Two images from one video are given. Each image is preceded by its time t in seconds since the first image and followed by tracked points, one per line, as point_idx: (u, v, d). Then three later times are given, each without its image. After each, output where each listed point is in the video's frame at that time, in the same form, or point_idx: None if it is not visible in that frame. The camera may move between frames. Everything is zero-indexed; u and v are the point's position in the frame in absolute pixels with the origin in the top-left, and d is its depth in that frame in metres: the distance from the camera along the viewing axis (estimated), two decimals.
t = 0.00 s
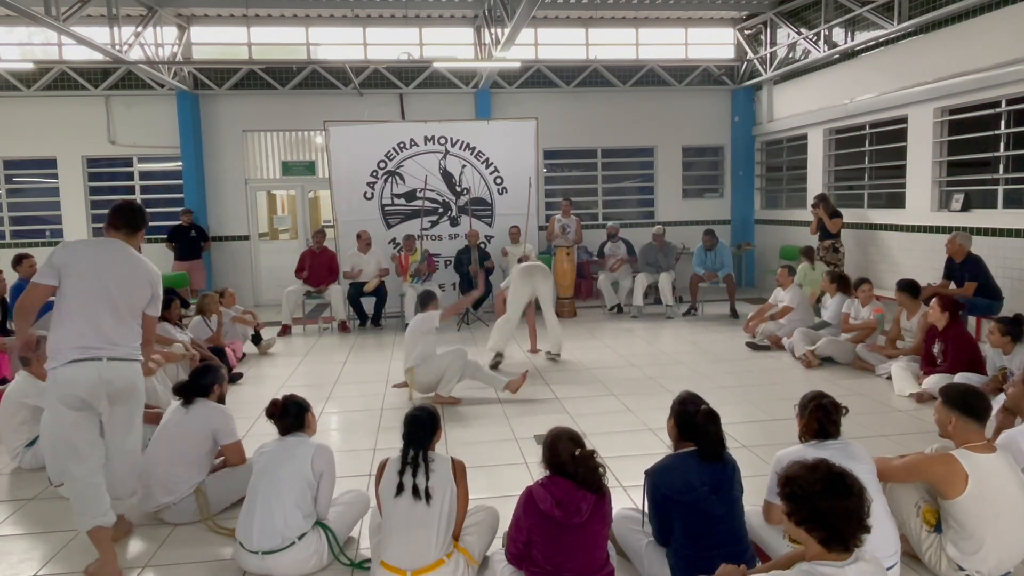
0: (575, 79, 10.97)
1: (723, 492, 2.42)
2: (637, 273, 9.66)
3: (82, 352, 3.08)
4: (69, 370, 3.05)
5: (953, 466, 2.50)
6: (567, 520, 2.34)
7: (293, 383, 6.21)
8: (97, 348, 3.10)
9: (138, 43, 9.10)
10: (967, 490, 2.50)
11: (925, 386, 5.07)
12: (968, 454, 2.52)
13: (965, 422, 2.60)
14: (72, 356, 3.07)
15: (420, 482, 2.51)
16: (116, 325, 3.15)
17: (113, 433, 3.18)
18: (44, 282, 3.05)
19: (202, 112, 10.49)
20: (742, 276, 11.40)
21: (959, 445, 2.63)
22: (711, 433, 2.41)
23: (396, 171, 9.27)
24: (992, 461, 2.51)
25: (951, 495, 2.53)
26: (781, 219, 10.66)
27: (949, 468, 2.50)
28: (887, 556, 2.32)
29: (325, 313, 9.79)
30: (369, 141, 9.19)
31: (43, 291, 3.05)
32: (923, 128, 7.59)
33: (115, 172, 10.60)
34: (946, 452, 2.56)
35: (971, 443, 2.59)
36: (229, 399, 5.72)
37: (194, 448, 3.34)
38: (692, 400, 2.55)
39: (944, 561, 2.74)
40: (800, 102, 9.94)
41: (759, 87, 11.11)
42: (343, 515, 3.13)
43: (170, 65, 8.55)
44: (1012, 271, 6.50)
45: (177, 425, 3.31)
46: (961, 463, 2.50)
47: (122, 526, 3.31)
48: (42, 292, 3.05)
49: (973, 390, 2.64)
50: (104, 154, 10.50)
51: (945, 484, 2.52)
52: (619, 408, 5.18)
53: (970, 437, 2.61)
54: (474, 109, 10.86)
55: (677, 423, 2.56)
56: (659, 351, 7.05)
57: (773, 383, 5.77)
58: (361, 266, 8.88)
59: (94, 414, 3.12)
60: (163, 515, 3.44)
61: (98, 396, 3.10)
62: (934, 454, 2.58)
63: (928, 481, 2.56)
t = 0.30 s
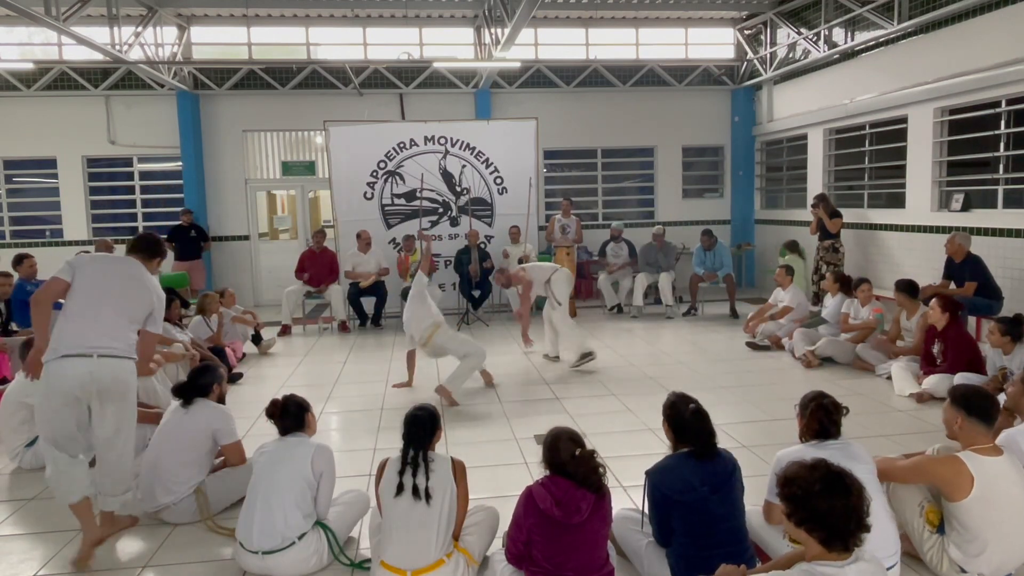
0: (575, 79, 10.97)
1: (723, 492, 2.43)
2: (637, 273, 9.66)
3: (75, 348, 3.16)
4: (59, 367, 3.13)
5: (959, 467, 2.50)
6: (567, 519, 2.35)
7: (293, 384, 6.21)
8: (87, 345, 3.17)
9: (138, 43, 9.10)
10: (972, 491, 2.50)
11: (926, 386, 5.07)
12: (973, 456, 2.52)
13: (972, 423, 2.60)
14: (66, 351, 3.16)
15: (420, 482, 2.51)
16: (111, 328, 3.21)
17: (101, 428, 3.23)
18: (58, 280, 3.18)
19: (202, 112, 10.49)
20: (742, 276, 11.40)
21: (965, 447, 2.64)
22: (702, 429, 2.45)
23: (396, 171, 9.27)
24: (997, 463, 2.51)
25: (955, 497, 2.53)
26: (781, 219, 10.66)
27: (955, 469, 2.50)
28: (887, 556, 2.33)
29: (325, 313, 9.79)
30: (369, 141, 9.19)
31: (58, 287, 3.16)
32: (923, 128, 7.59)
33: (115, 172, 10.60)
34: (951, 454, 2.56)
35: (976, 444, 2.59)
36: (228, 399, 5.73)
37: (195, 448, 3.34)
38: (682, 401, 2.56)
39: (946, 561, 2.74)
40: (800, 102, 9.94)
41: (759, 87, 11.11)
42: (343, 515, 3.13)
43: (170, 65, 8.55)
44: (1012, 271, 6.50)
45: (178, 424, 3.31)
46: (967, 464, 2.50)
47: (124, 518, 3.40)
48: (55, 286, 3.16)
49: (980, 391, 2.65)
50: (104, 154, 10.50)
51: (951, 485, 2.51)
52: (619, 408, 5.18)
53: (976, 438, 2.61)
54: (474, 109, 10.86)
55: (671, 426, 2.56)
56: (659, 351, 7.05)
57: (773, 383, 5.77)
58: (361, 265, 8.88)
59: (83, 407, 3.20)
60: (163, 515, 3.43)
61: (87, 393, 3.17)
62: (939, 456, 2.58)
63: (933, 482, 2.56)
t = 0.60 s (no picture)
0: (575, 79, 10.97)
1: (727, 492, 2.42)
2: (637, 273, 9.66)
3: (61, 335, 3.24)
4: (45, 351, 3.24)
5: (961, 467, 2.50)
6: (566, 519, 2.35)
7: (293, 383, 6.21)
8: (69, 334, 3.23)
9: (138, 43, 9.10)
10: (972, 491, 2.50)
11: (925, 386, 5.07)
12: (974, 456, 2.52)
13: (972, 421, 2.59)
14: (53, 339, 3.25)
15: (419, 482, 2.51)
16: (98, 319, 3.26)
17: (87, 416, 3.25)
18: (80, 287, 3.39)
19: (202, 112, 10.49)
20: (742, 276, 11.40)
21: (968, 446, 2.63)
22: (706, 429, 2.43)
23: (396, 171, 9.27)
24: (998, 463, 2.51)
25: (957, 496, 2.53)
26: (781, 219, 10.66)
27: (956, 469, 2.50)
28: (887, 556, 2.33)
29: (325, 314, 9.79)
30: (368, 141, 9.19)
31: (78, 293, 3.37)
32: (922, 128, 7.59)
33: (115, 172, 10.60)
34: (953, 454, 2.56)
35: (977, 444, 2.59)
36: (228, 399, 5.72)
37: (195, 448, 3.33)
38: (692, 400, 2.56)
39: (946, 561, 2.74)
40: (800, 102, 9.94)
41: (759, 87, 11.11)
42: (343, 515, 3.13)
43: (170, 65, 8.54)
44: (1012, 271, 6.50)
45: (178, 423, 3.31)
46: (968, 464, 2.50)
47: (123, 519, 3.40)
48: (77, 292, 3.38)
49: (980, 390, 2.63)
50: (104, 154, 10.50)
51: (952, 486, 2.51)
52: (619, 408, 5.19)
53: (977, 438, 2.61)
54: (474, 109, 10.86)
55: (680, 426, 2.55)
56: (659, 351, 7.05)
57: (773, 383, 5.77)
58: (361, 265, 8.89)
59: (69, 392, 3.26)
60: (163, 515, 3.43)
61: (68, 378, 3.22)
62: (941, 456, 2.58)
63: (934, 481, 2.55)
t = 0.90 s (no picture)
0: (575, 79, 10.97)
1: (729, 491, 2.42)
2: (637, 273, 9.66)
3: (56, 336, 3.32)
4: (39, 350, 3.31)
5: (957, 466, 2.50)
6: (566, 519, 2.35)
7: (293, 383, 6.21)
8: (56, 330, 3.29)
9: (138, 43, 9.10)
10: (970, 490, 2.50)
11: (925, 386, 5.08)
12: (973, 455, 2.52)
13: (965, 421, 2.61)
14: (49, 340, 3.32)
15: (420, 482, 2.51)
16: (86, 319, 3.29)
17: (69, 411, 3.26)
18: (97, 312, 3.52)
19: (202, 112, 10.49)
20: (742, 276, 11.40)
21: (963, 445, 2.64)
22: (718, 431, 2.42)
23: (396, 171, 9.27)
24: (997, 463, 2.51)
25: (954, 496, 2.53)
26: (781, 219, 10.66)
27: (953, 468, 2.50)
28: (887, 556, 2.33)
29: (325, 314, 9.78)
30: (368, 141, 9.19)
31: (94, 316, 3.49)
32: (922, 128, 7.59)
33: (115, 172, 10.60)
34: (950, 453, 2.56)
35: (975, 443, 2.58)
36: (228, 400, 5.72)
37: (196, 449, 3.33)
38: (705, 399, 2.53)
39: (946, 561, 2.73)
40: (800, 102, 9.94)
41: (759, 87, 11.10)
42: (342, 515, 3.13)
43: (170, 65, 8.54)
44: (1012, 271, 6.50)
45: (181, 422, 3.31)
46: (965, 463, 2.50)
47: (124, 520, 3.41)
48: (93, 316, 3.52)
49: (972, 390, 2.66)
50: (104, 154, 10.50)
51: (949, 485, 2.52)
52: (619, 408, 5.19)
53: (975, 437, 2.60)
54: (474, 109, 10.86)
55: (690, 424, 2.53)
56: (659, 351, 7.05)
57: (772, 382, 5.77)
58: (361, 265, 8.90)
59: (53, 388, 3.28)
60: (163, 515, 3.43)
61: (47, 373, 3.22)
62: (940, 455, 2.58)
63: (932, 481, 2.56)
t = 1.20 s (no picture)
0: (575, 79, 10.97)
1: (730, 491, 2.42)
2: (637, 273, 9.66)
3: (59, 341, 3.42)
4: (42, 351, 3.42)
5: (957, 466, 2.50)
6: (566, 519, 2.35)
7: (293, 383, 6.21)
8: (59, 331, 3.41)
9: (138, 43, 9.10)
10: (969, 490, 2.50)
11: (925, 386, 5.08)
12: (973, 455, 2.52)
13: (965, 421, 2.60)
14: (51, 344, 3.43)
15: (420, 482, 2.51)
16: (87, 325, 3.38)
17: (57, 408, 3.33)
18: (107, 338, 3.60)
19: (202, 112, 10.49)
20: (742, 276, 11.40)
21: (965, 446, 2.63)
22: (724, 433, 2.39)
23: (396, 171, 9.27)
24: (998, 463, 2.51)
25: (954, 495, 2.54)
26: (781, 219, 10.66)
27: (953, 468, 2.50)
28: (887, 556, 2.33)
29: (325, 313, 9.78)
30: (368, 141, 9.19)
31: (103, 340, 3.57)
32: (922, 128, 7.59)
33: (115, 172, 10.60)
34: (950, 453, 2.56)
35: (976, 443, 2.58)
36: (227, 400, 5.72)
37: (196, 449, 3.33)
38: (712, 401, 2.53)
39: (945, 561, 2.73)
40: (800, 102, 9.93)
41: (759, 87, 11.10)
42: (342, 515, 3.13)
43: (170, 65, 8.54)
44: (1012, 271, 6.50)
45: (180, 423, 3.29)
46: (965, 463, 2.50)
47: (122, 517, 3.44)
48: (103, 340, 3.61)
49: (969, 389, 2.66)
50: (104, 154, 10.50)
51: (949, 485, 2.52)
52: (619, 408, 5.18)
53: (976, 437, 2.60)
54: (474, 109, 10.86)
55: (696, 422, 2.55)
56: (659, 351, 7.05)
57: (772, 382, 5.77)
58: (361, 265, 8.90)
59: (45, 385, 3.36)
60: (163, 516, 3.43)
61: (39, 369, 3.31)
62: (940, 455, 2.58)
63: (932, 481, 2.56)
